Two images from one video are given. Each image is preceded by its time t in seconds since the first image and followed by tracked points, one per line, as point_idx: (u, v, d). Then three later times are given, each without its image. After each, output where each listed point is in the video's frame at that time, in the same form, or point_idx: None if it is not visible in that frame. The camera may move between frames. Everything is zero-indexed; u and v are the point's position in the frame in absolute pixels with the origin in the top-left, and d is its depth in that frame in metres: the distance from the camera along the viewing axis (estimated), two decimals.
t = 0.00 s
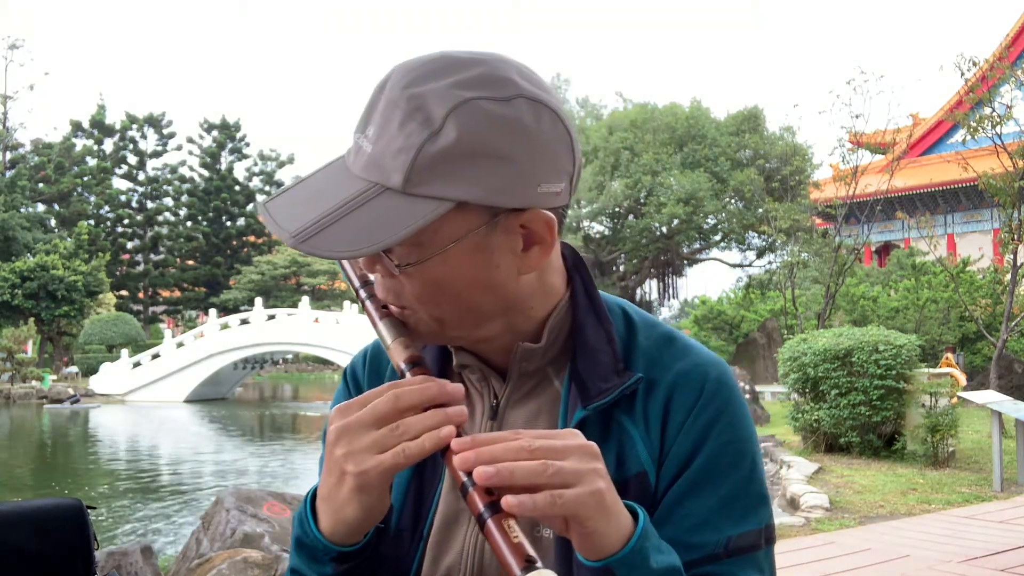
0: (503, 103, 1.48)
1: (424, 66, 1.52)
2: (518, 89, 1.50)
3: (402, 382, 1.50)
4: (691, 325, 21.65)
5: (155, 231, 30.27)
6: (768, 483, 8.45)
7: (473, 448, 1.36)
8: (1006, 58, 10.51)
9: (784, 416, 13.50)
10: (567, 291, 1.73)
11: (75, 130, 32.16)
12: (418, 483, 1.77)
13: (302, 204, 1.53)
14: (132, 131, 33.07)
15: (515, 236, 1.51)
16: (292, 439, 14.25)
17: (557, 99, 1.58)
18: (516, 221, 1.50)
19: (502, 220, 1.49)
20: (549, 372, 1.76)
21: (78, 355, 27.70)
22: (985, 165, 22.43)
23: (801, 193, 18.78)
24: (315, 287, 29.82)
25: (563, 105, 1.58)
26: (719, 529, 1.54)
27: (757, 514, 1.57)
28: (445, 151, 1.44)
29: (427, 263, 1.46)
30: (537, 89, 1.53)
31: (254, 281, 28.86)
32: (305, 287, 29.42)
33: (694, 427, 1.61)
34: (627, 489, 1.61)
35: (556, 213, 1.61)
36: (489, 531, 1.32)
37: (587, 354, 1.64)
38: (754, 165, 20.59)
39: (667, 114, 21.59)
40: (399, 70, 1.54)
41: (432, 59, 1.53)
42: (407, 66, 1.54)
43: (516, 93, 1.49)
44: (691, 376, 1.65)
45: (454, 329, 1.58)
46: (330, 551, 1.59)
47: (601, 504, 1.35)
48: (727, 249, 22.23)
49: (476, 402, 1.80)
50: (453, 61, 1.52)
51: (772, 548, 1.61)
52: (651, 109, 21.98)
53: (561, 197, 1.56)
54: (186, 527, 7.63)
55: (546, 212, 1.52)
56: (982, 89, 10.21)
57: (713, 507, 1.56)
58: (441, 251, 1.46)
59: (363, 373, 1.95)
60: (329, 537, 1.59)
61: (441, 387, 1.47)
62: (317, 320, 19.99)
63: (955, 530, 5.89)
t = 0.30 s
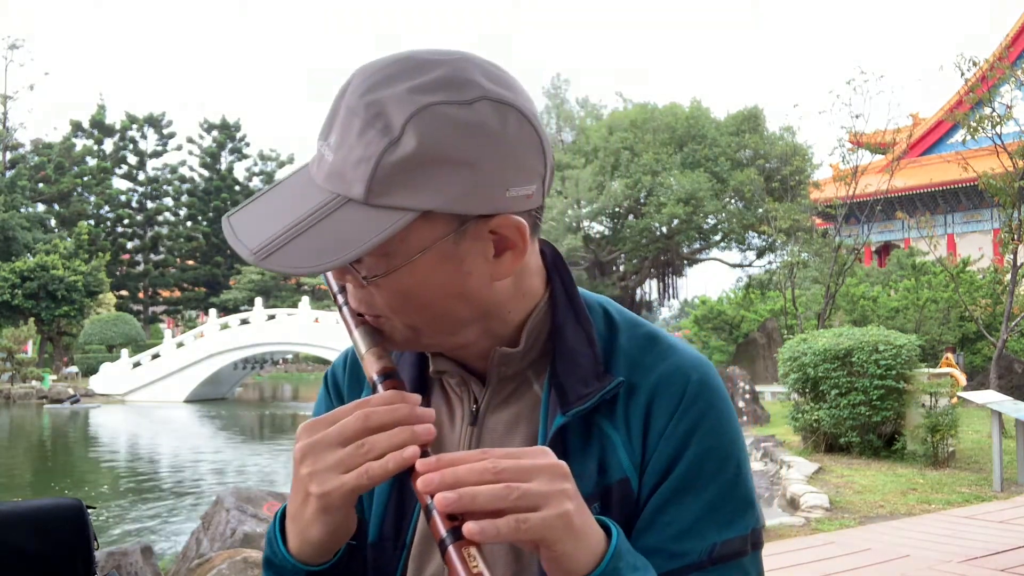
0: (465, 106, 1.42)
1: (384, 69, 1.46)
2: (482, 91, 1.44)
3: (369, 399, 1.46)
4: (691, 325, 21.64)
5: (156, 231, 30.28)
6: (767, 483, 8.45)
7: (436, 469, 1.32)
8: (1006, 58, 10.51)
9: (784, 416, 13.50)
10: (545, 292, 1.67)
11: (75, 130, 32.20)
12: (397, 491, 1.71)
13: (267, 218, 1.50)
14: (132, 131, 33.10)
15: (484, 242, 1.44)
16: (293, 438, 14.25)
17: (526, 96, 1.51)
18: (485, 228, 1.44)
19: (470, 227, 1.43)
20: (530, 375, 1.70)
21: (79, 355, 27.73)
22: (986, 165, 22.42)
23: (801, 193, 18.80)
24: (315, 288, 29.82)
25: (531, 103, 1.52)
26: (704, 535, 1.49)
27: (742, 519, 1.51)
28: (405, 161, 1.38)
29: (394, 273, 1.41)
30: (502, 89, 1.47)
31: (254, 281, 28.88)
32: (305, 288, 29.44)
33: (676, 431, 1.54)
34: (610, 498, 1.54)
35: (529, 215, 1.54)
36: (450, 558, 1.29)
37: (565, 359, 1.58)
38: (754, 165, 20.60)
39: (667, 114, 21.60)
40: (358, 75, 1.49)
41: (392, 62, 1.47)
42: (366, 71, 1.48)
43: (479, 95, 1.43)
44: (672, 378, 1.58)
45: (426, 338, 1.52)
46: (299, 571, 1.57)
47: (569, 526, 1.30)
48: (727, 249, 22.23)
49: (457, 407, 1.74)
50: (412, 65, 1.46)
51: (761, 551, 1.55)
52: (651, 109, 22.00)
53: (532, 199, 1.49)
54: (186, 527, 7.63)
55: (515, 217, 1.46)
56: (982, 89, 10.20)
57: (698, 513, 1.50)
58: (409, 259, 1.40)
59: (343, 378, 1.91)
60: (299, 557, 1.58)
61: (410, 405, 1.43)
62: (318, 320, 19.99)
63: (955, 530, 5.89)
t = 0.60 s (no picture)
0: (443, 112, 1.41)
1: (361, 74, 1.46)
2: (460, 96, 1.42)
3: (345, 405, 1.46)
4: (691, 325, 21.65)
5: (155, 231, 30.28)
6: (767, 483, 8.45)
7: (409, 477, 1.31)
8: (1006, 58, 10.51)
9: (785, 416, 13.51)
10: (528, 295, 1.66)
11: (75, 130, 32.18)
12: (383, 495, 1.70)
13: (246, 221, 1.51)
14: (132, 131, 33.11)
15: (463, 248, 1.44)
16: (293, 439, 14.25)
17: (505, 99, 1.49)
18: (464, 234, 1.43)
19: (448, 233, 1.43)
20: (514, 377, 1.69)
21: (79, 355, 27.71)
22: (986, 165, 22.43)
23: (801, 193, 18.80)
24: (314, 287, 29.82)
25: (512, 107, 1.50)
26: (690, 537, 1.49)
27: (730, 520, 1.51)
28: (381, 166, 1.38)
29: (371, 279, 1.41)
30: (480, 92, 1.46)
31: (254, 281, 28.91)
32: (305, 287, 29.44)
33: (660, 432, 1.54)
34: (596, 500, 1.54)
35: (510, 221, 1.53)
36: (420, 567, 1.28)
37: (547, 363, 1.58)
38: (754, 165, 20.60)
39: (667, 114, 21.60)
40: (337, 79, 1.48)
41: (369, 66, 1.46)
42: (344, 75, 1.47)
43: (456, 101, 1.42)
44: (656, 379, 1.58)
45: (407, 342, 1.52)
46: None
47: (543, 534, 1.29)
48: (727, 249, 22.24)
49: (442, 410, 1.75)
50: (389, 70, 1.45)
51: (749, 552, 1.54)
52: (651, 109, 21.99)
53: (514, 205, 1.49)
54: (186, 527, 7.63)
55: (495, 223, 1.45)
56: (982, 89, 10.21)
57: (683, 514, 1.50)
58: (387, 265, 1.41)
59: (329, 380, 1.90)
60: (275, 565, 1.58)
61: (385, 411, 1.42)
62: (318, 320, 19.99)
63: (955, 530, 5.89)
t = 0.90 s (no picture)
0: (454, 104, 1.42)
1: (374, 68, 1.46)
2: (470, 89, 1.43)
3: (350, 388, 1.46)
4: (691, 325, 21.65)
5: (155, 231, 30.29)
6: (767, 483, 8.46)
7: (410, 454, 1.31)
8: (1006, 58, 10.51)
9: (784, 416, 13.51)
10: (534, 290, 1.66)
11: (75, 130, 32.16)
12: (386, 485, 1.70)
13: (259, 211, 1.51)
14: (132, 131, 33.14)
15: (471, 240, 1.44)
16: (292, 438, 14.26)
17: (515, 95, 1.50)
18: (472, 224, 1.43)
19: (457, 224, 1.43)
20: (518, 371, 1.69)
21: (78, 355, 27.71)
22: (986, 165, 22.43)
23: (801, 193, 18.79)
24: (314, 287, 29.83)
25: (520, 101, 1.51)
26: (689, 529, 1.49)
27: (729, 511, 1.51)
28: (393, 156, 1.38)
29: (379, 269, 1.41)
30: (491, 86, 1.46)
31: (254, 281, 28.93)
32: (305, 287, 29.46)
33: (662, 424, 1.54)
34: (598, 492, 1.54)
35: (518, 215, 1.54)
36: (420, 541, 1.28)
37: (552, 355, 1.58)
38: (754, 165, 20.61)
39: (667, 114, 21.59)
40: (351, 72, 1.49)
41: (382, 61, 1.47)
42: (358, 69, 1.48)
43: (467, 93, 1.42)
44: (658, 370, 1.58)
45: (414, 334, 1.51)
46: (278, 560, 1.57)
47: (543, 513, 1.29)
48: (727, 249, 22.25)
49: (446, 404, 1.75)
50: (402, 64, 1.46)
51: (747, 546, 1.54)
52: (651, 109, 21.99)
53: (521, 198, 1.49)
54: (185, 527, 7.64)
55: (503, 214, 1.45)
56: (982, 89, 10.21)
57: (683, 506, 1.50)
58: (396, 255, 1.41)
59: (335, 374, 1.90)
60: (277, 545, 1.57)
61: (388, 394, 1.42)
62: (317, 320, 20.00)
63: (955, 530, 5.89)
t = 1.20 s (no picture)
0: (482, 96, 1.43)
1: (409, 63, 1.49)
2: (498, 84, 1.45)
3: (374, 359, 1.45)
4: (691, 325, 21.64)
5: (156, 231, 30.30)
6: (767, 483, 8.46)
7: (432, 416, 1.31)
8: (1006, 58, 10.50)
9: (784, 416, 13.51)
10: (551, 284, 1.66)
11: (75, 130, 32.17)
12: (402, 470, 1.72)
13: (288, 194, 1.51)
14: (132, 131, 33.16)
15: (492, 228, 1.44)
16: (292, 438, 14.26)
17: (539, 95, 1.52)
18: (495, 213, 1.44)
19: (481, 211, 1.43)
20: (533, 361, 1.69)
21: (78, 355, 27.71)
22: (986, 165, 22.42)
23: (801, 193, 18.79)
24: (315, 287, 29.83)
25: (545, 101, 1.53)
26: (695, 511, 1.47)
27: (737, 495, 1.49)
28: (423, 142, 1.39)
29: (404, 251, 1.41)
30: (518, 84, 1.48)
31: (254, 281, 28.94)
32: (305, 287, 29.45)
33: (672, 409, 1.54)
34: (608, 474, 1.53)
35: (539, 209, 1.54)
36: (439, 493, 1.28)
37: (569, 343, 1.59)
38: (754, 165, 20.61)
39: (667, 114, 21.58)
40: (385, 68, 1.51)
41: (416, 57, 1.50)
42: (392, 64, 1.50)
43: (495, 87, 1.44)
44: (671, 359, 1.58)
45: (436, 320, 1.51)
46: (300, 525, 1.55)
47: (561, 471, 1.27)
48: (727, 249, 22.25)
49: (460, 393, 1.74)
50: (435, 60, 1.49)
51: (754, 532, 1.52)
52: (651, 109, 21.98)
53: (543, 191, 1.49)
54: (185, 527, 7.64)
55: (524, 202, 1.46)
56: (982, 89, 10.20)
57: (690, 489, 1.48)
58: (421, 238, 1.40)
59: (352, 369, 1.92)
60: (300, 511, 1.55)
61: (410, 365, 1.43)
62: (317, 320, 19.99)
63: (955, 530, 5.88)
